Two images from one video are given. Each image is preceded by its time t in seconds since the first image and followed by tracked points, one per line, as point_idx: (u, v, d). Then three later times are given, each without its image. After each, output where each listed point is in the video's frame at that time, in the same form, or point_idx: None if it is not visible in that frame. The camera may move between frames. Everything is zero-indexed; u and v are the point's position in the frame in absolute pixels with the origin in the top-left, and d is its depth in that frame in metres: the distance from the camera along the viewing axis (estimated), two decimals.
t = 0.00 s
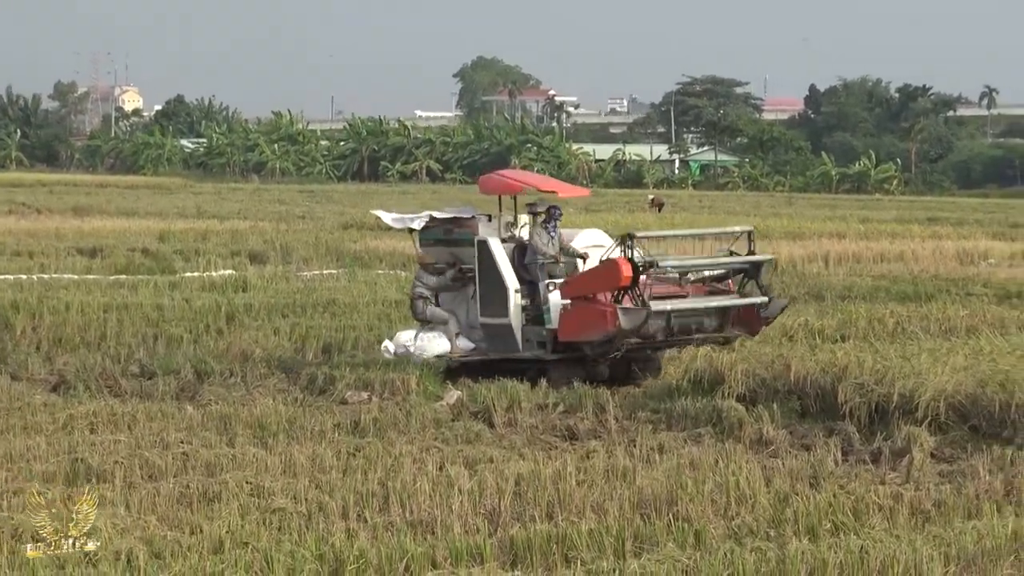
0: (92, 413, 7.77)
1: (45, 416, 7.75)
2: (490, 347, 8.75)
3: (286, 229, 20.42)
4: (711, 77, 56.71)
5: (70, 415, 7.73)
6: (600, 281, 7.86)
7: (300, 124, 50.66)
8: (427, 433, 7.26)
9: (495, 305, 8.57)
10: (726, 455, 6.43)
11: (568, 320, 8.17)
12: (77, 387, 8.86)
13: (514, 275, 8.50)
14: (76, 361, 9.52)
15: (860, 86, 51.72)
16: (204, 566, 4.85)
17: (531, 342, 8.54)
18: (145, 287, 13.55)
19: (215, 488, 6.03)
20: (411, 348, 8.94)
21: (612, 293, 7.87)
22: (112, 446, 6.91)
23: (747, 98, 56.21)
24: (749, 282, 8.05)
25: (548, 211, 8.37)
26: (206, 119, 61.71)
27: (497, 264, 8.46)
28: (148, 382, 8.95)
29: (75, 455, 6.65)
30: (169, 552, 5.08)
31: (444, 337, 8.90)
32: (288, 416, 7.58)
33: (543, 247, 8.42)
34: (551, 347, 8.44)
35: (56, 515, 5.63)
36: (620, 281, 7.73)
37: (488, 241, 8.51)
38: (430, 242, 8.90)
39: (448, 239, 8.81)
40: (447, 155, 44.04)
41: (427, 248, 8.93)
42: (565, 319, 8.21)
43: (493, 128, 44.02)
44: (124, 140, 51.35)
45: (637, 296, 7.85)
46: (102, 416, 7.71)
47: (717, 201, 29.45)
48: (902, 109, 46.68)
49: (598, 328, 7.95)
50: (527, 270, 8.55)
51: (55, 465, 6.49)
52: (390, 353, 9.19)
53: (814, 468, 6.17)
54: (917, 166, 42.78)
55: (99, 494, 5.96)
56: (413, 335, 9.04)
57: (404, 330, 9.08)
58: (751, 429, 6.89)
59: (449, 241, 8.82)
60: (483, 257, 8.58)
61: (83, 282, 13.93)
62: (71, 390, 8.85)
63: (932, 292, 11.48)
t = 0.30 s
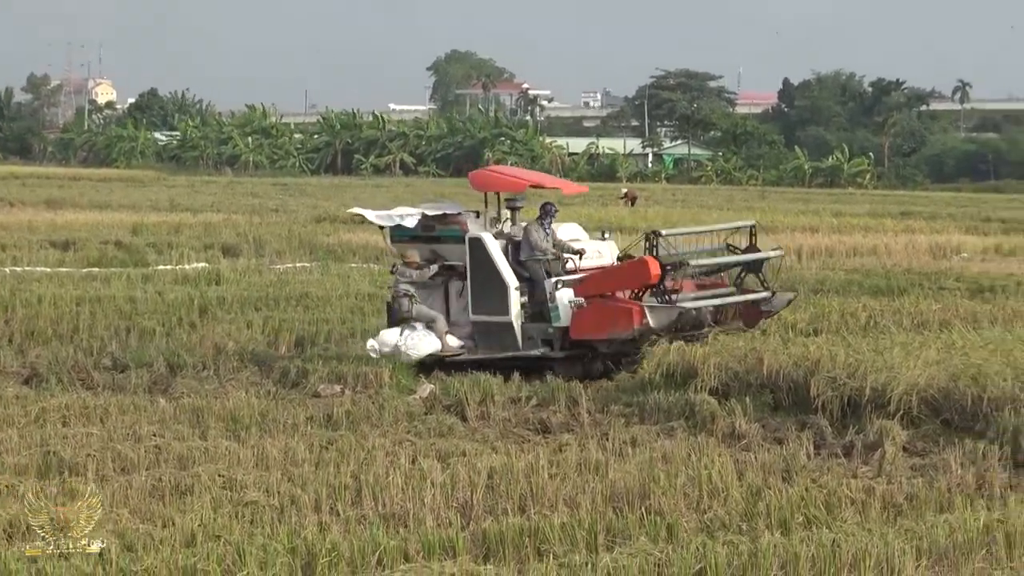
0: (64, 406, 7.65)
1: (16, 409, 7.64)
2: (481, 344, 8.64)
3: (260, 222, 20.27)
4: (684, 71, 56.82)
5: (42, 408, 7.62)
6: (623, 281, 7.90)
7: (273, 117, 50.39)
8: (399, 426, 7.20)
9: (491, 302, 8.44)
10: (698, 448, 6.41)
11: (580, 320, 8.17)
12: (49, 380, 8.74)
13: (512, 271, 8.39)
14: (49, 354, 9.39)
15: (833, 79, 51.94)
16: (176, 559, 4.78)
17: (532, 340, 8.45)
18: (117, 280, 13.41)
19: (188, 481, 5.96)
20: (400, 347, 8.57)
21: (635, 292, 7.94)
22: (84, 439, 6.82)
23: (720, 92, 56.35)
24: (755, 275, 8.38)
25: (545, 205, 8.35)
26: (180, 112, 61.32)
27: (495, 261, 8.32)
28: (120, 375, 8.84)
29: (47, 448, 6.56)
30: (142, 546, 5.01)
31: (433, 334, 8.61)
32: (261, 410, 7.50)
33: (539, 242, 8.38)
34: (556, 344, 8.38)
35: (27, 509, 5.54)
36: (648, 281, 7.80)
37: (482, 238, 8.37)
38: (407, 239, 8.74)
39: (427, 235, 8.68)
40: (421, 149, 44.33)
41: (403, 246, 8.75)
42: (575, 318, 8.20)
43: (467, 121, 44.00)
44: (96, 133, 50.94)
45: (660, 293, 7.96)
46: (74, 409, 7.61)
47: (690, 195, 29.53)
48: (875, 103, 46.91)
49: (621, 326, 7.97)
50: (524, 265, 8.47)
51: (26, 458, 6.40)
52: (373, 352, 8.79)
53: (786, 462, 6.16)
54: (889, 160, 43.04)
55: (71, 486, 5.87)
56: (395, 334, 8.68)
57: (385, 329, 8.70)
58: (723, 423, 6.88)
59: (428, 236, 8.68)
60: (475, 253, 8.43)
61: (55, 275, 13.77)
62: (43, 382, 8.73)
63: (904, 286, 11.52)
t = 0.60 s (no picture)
0: (30, 401, 7.53)
1: None
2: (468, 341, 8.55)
3: (228, 216, 20.08)
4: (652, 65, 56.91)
5: (8, 403, 7.49)
6: (643, 275, 8.17)
7: (241, 111, 50.01)
8: (367, 420, 7.13)
9: (485, 300, 8.37)
10: (665, 442, 6.38)
11: (590, 314, 8.34)
12: (14, 374, 8.60)
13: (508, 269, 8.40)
14: (14, 348, 9.23)
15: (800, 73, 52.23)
16: (143, 554, 4.69)
17: (530, 336, 8.53)
18: (84, 274, 13.23)
19: (155, 475, 5.87)
20: (390, 347, 8.40)
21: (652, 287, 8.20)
22: (50, 433, 6.70)
23: (687, 86, 56.51)
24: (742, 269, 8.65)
25: (533, 202, 8.44)
26: (147, 105, 60.76)
27: (489, 259, 8.30)
28: (87, 369, 8.71)
29: (13, 443, 6.44)
30: (108, 539, 4.93)
31: (421, 332, 8.46)
32: (228, 403, 7.40)
33: (527, 236, 8.47)
34: (557, 340, 8.50)
35: None
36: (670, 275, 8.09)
37: (475, 236, 8.32)
38: (385, 237, 8.54)
39: (407, 232, 8.53)
40: (388, 142, 44.49)
41: (381, 244, 8.54)
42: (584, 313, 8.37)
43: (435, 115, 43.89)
44: (62, 127, 50.36)
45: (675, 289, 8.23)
46: (40, 403, 7.48)
47: (657, 189, 29.59)
48: (842, 98, 47.16)
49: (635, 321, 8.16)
50: (514, 262, 8.53)
51: None
52: (358, 351, 8.56)
53: (753, 456, 6.15)
54: (856, 154, 43.31)
55: (37, 480, 5.77)
56: (382, 334, 8.51)
57: (371, 329, 8.51)
58: (690, 417, 6.86)
59: (408, 233, 8.53)
60: (466, 251, 8.36)
61: (21, 269, 13.57)
62: (9, 377, 8.59)
63: (871, 280, 11.56)
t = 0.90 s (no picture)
0: None
1: None
2: (462, 337, 8.20)
3: (197, 211, 19.89)
4: (622, 60, 56.99)
5: None
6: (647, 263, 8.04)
7: (211, 106, 49.61)
8: (335, 415, 7.05)
9: (482, 296, 8.05)
10: (634, 437, 6.35)
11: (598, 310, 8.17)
12: None
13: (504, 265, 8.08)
14: None
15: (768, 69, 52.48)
16: (112, 550, 4.63)
17: (529, 331, 8.19)
18: (52, 268, 13.06)
19: (123, 470, 5.78)
20: (388, 346, 8.06)
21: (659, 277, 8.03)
22: (18, 428, 6.59)
23: (656, 81, 56.65)
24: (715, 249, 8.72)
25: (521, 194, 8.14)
26: (116, 100, 60.20)
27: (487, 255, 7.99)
28: (55, 364, 8.58)
29: None
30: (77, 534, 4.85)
31: (417, 331, 8.10)
32: (197, 398, 7.30)
33: (518, 230, 8.14)
34: (557, 334, 8.20)
35: None
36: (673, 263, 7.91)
37: (471, 232, 7.99)
38: (368, 235, 8.11)
39: (392, 229, 8.08)
40: (357, 137, 44.31)
41: (365, 242, 8.12)
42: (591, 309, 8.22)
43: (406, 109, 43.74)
44: (29, 122, 49.80)
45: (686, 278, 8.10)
46: (8, 398, 7.36)
47: (627, 183, 29.62)
48: (811, 92, 47.41)
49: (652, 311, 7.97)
50: (508, 257, 8.20)
51: None
52: (354, 351, 8.16)
53: (722, 451, 6.13)
54: (825, 149, 43.55)
55: (5, 475, 5.67)
56: (376, 333, 8.14)
57: (365, 329, 8.13)
58: (659, 411, 6.83)
59: (393, 230, 8.08)
60: (462, 247, 8.02)
61: None
62: None
63: (839, 275, 11.60)
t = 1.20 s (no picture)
0: None
1: None
2: (453, 334, 8.09)
3: (160, 207, 19.64)
4: (586, 56, 57.03)
5: None
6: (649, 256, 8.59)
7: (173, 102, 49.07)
8: (299, 411, 6.97)
9: (476, 290, 8.03)
10: (597, 433, 6.32)
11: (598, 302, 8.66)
12: None
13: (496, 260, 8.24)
14: None
15: (731, 64, 52.70)
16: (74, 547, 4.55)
17: (522, 325, 8.34)
18: (13, 265, 12.84)
19: (86, 466, 5.68)
20: (387, 345, 7.91)
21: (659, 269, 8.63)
22: None
23: (620, 77, 56.71)
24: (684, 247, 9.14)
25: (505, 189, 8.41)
26: (79, 96, 59.43)
27: (479, 249, 7.97)
28: (17, 361, 8.42)
29: None
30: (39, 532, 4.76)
31: (412, 327, 7.97)
32: (160, 394, 7.19)
33: (506, 225, 8.42)
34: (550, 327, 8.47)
35: None
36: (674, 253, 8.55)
37: (461, 227, 7.93)
38: (352, 234, 7.87)
39: (377, 228, 7.87)
40: (321, 133, 43.98)
41: (349, 242, 7.88)
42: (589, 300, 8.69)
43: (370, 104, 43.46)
44: None
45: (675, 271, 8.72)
46: None
47: (592, 179, 29.60)
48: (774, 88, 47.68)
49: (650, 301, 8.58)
50: (498, 252, 8.46)
51: None
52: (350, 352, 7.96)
53: (685, 446, 6.11)
54: (788, 145, 43.81)
55: None
56: (371, 332, 7.96)
57: (359, 330, 7.94)
58: (623, 407, 6.81)
59: (379, 229, 7.87)
60: (454, 242, 7.94)
61: None
62: None
63: (803, 271, 11.64)
